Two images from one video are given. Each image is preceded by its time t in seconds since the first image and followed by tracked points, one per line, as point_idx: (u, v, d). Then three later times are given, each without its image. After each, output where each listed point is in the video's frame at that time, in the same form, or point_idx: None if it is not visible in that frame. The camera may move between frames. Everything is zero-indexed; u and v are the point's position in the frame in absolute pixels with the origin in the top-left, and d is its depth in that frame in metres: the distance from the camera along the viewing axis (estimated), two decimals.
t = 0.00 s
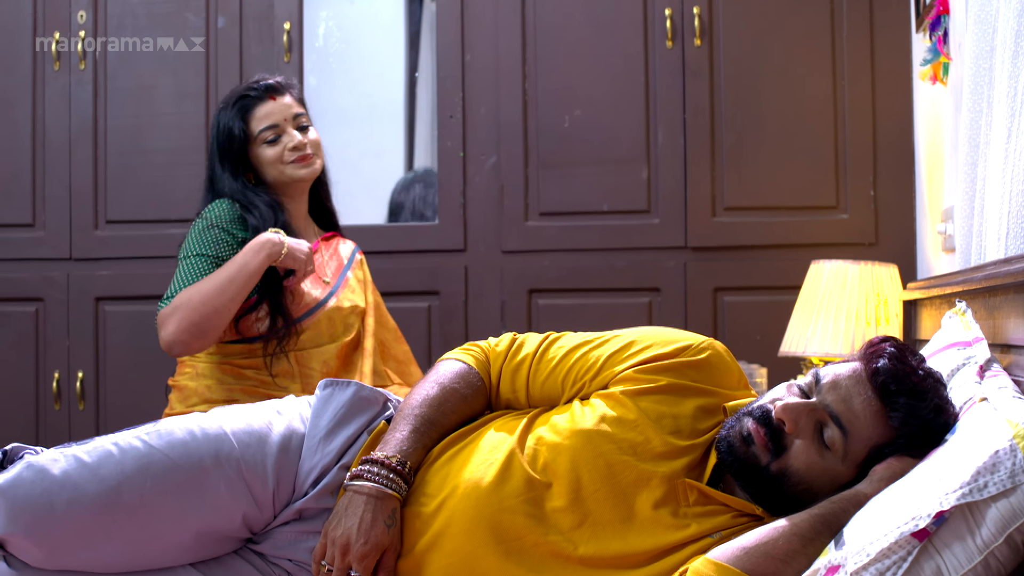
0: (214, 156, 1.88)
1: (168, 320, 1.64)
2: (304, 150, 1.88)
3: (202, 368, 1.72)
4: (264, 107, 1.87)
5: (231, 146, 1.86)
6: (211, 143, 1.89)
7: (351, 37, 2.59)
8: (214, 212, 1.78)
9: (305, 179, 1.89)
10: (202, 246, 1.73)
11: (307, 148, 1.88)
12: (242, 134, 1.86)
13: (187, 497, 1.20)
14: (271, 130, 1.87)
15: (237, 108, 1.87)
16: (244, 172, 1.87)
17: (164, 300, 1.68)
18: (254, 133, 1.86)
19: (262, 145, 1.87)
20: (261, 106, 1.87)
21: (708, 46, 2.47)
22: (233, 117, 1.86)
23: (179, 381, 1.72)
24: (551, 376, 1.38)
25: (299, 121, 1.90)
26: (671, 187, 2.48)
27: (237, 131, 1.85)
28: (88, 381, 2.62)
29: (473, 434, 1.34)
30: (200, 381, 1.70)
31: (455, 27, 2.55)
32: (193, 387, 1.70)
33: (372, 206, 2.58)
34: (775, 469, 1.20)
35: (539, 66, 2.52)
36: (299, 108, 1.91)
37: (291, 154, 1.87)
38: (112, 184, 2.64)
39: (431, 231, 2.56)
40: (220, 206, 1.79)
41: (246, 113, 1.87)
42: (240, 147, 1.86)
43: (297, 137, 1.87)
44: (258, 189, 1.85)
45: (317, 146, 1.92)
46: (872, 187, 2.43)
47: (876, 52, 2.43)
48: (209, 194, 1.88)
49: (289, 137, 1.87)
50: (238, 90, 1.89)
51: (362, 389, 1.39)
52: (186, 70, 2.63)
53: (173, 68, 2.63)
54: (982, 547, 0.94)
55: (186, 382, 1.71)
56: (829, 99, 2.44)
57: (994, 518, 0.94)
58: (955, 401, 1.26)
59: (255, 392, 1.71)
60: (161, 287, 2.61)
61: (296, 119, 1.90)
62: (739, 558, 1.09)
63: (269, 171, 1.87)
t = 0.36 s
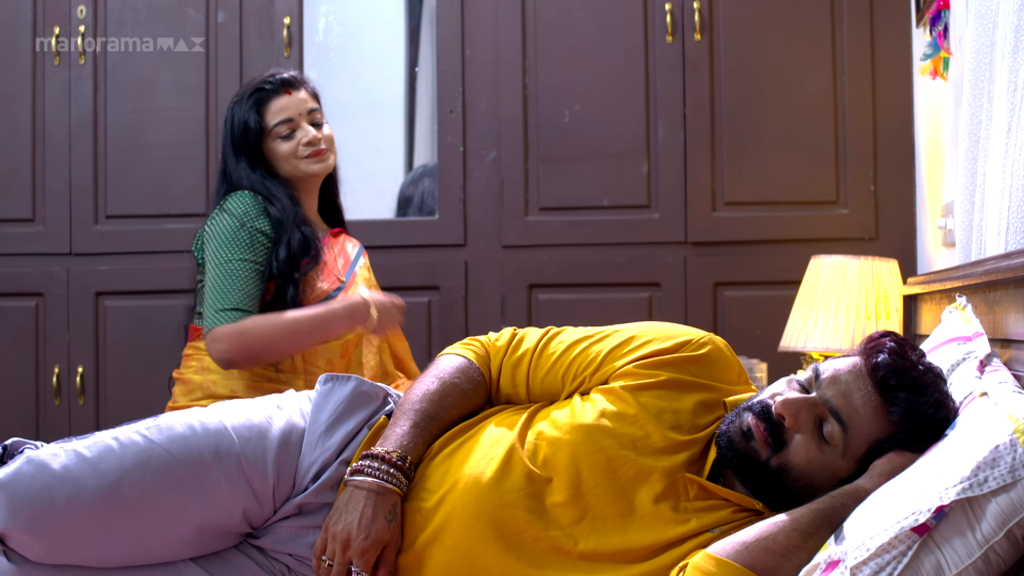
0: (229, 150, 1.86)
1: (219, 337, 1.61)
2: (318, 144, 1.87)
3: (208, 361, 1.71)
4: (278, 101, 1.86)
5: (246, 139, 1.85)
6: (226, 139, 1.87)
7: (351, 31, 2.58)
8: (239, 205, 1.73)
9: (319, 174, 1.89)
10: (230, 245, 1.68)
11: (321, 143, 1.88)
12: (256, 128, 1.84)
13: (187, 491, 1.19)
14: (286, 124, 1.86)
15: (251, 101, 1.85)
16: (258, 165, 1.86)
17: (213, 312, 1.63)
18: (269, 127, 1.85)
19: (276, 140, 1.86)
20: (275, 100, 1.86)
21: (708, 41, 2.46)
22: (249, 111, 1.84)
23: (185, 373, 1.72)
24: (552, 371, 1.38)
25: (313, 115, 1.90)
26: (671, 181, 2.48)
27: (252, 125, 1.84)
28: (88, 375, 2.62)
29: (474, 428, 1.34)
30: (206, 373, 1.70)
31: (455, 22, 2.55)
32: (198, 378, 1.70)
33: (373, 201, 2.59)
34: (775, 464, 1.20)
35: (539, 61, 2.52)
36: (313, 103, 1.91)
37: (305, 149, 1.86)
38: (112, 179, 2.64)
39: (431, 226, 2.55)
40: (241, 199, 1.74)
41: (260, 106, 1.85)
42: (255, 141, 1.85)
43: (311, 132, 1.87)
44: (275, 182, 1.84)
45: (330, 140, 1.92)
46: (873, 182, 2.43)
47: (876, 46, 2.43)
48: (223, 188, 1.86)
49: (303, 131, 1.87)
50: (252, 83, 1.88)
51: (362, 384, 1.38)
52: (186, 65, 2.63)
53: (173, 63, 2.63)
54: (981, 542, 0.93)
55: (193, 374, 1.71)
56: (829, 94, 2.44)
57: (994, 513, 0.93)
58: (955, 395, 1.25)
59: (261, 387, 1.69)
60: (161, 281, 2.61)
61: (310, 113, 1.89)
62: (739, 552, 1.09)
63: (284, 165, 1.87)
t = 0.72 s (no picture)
0: (238, 148, 1.86)
1: (268, 345, 1.63)
2: (325, 140, 1.87)
3: (210, 359, 1.72)
4: (285, 98, 1.86)
5: (253, 136, 1.84)
6: (233, 136, 1.87)
7: (351, 28, 2.58)
8: (259, 204, 1.72)
9: (325, 170, 1.88)
10: (253, 245, 1.68)
11: (329, 139, 1.88)
12: (264, 125, 1.84)
13: (187, 488, 1.19)
14: (291, 121, 1.86)
15: (259, 98, 1.86)
16: (268, 162, 1.86)
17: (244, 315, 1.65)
18: (277, 124, 1.85)
19: (283, 137, 1.86)
20: (282, 97, 1.86)
21: (708, 38, 2.46)
22: (257, 107, 1.85)
23: (186, 368, 1.72)
24: (552, 367, 1.38)
25: (320, 112, 1.90)
26: (671, 178, 2.48)
27: (261, 122, 1.84)
28: (88, 372, 2.62)
29: (474, 425, 1.34)
30: (208, 370, 1.71)
31: (456, 19, 2.55)
32: (199, 376, 1.70)
33: (373, 198, 2.59)
34: (772, 459, 1.19)
35: (539, 58, 2.52)
36: (320, 99, 1.91)
37: (312, 146, 1.86)
38: (112, 176, 2.64)
39: (431, 223, 2.55)
40: (260, 197, 1.73)
41: (267, 103, 1.86)
42: (262, 137, 1.85)
43: (319, 128, 1.87)
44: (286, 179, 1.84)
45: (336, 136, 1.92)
46: (873, 179, 2.43)
47: (876, 43, 2.43)
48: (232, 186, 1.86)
49: (310, 127, 1.87)
50: (258, 80, 1.88)
51: (362, 381, 1.38)
52: (185, 62, 2.63)
53: (173, 60, 2.63)
54: (981, 539, 0.93)
55: (193, 370, 1.71)
56: (829, 91, 2.44)
57: (993, 510, 0.93)
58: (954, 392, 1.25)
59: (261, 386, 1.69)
60: (161, 278, 2.61)
61: (317, 110, 1.89)
62: (739, 550, 1.09)
63: (291, 162, 1.86)
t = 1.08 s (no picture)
0: (236, 145, 1.86)
1: (250, 339, 1.63)
2: (323, 144, 1.87)
3: (207, 359, 1.72)
4: (287, 99, 1.86)
5: (253, 134, 1.84)
6: (233, 132, 1.87)
7: (351, 27, 2.59)
8: (247, 203, 1.73)
9: (321, 174, 1.88)
10: (240, 243, 1.69)
11: (328, 142, 1.88)
12: (264, 124, 1.85)
13: (187, 486, 1.19)
14: (292, 122, 1.85)
15: (261, 97, 1.86)
16: (265, 162, 1.86)
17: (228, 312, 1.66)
18: (277, 124, 1.85)
19: (282, 137, 1.85)
20: (285, 97, 1.86)
21: (708, 37, 2.46)
22: (258, 106, 1.85)
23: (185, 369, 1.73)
24: (553, 363, 1.38)
25: (321, 115, 1.89)
26: (671, 176, 2.48)
27: (260, 120, 1.84)
28: (88, 371, 2.62)
29: (476, 419, 1.33)
30: (205, 370, 1.71)
31: (456, 18, 2.55)
32: (197, 376, 1.70)
33: (374, 197, 2.59)
34: (746, 421, 1.20)
35: (539, 57, 2.52)
36: (322, 101, 1.91)
37: (310, 148, 1.86)
38: (112, 175, 2.64)
39: (432, 222, 2.55)
40: (248, 196, 1.74)
41: (269, 102, 1.86)
42: (261, 136, 1.85)
43: (318, 131, 1.87)
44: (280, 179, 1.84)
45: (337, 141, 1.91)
46: (873, 178, 2.43)
47: (876, 42, 2.43)
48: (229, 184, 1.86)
49: (310, 130, 1.86)
50: (262, 78, 1.88)
51: (363, 379, 1.38)
52: (185, 61, 2.63)
53: (173, 59, 2.63)
54: (982, 539, 0.92)
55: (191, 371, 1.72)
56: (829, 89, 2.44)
57: (993, 509, 0.92)
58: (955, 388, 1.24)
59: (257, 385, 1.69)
60: (161, 277, 2.61)
61: (318, 112, 1.89)
62: (735, 549, 1.07)
63: (288, 163, 1.86)
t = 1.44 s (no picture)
0: (237, 143, 1.86)
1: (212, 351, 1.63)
2: (324, 141, 1.86)
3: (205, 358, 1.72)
4: (288, 96, 1.86)
5: (254, 132, 1.85)
6: (235, 131, 1.87)
7: (351, 26, 2.59)
8: (242, 209, 1.73)
9: (323, 171, 1.87)
10: (233, 249, 1.68)
11: (330, 140, 1.87)
12: (265, 122, 1.85)
13: (194, 479, 1.20)
14: (293, 119, 1.85)
15: (263, 94, 1.86)
16: (265, 160, 1.85)
17: (216, 319, 1.64)
18: (278, 122, 1.85)
19: (283, 135, 1.85)
20: (286, 95, 1.86)
21: (708, 36, 2.46)
22: (259, 104, 1.85)
23: (182, 368, 1.73)
24: (556, 359, 1.38)
25: (322, 112, 1.89)
26: (671, 175, 2.48)
27: (261, 118, 1.84)
28: (88, 370, 2.62)
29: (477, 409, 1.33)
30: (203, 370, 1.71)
31: (456, 16, 2.55)
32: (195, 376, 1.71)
33: (374, 196, 2.59)
34: (734, 399, 1.21)
35: (539, 55, 2.52)
36: (324, 99, 1.90)
37: (312, 146, 1.85)
38: (113, 173, 2.64)
39: (432, 220, 2.56)
40: (245, 203, 1.74)
41: (270, 100, 1.86)
42: (263, 134, 1.85)
43: (320, 128, 1.86)
44: (280, 179, 1.84)
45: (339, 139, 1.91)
46: (873, 176, 2.43)
47: (877, 41, 2.43)
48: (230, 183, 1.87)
49: (311, 127, 1.86)
50: (263, 77, 1.88)
51: (368, 376, 1.39)
52: (185, 59, 2.63)
53: (173, 57, 2.63)
54: (982, 537, 0.92)
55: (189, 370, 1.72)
56: (829, 88, 2.44)
57: (994, 507, 0.92)
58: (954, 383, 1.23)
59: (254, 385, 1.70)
60: (161, 275, 2.61)
61: (320, 110, 1.88)
62: (734, 549, 1.05)
63: (289, 161, 1.86)
